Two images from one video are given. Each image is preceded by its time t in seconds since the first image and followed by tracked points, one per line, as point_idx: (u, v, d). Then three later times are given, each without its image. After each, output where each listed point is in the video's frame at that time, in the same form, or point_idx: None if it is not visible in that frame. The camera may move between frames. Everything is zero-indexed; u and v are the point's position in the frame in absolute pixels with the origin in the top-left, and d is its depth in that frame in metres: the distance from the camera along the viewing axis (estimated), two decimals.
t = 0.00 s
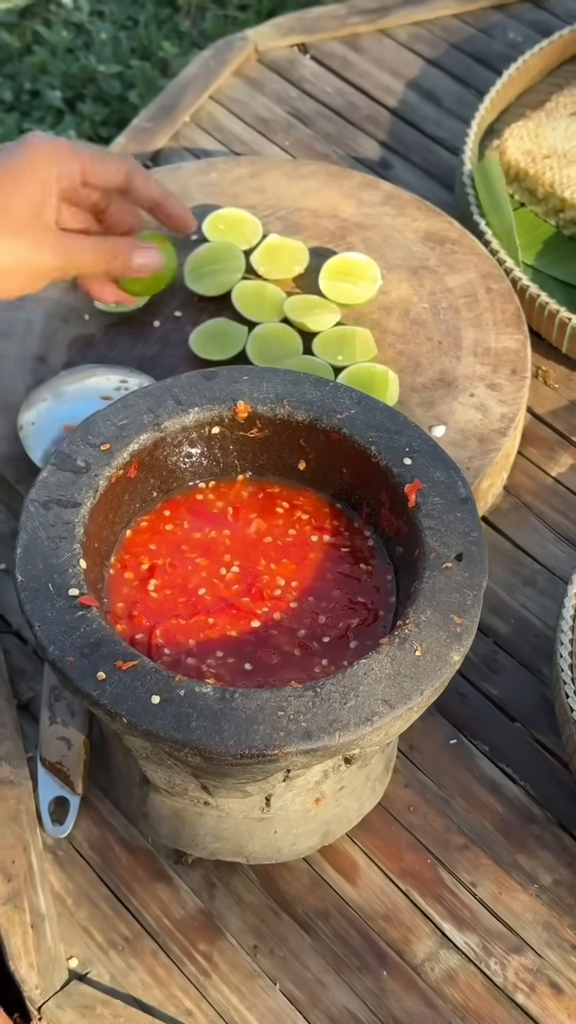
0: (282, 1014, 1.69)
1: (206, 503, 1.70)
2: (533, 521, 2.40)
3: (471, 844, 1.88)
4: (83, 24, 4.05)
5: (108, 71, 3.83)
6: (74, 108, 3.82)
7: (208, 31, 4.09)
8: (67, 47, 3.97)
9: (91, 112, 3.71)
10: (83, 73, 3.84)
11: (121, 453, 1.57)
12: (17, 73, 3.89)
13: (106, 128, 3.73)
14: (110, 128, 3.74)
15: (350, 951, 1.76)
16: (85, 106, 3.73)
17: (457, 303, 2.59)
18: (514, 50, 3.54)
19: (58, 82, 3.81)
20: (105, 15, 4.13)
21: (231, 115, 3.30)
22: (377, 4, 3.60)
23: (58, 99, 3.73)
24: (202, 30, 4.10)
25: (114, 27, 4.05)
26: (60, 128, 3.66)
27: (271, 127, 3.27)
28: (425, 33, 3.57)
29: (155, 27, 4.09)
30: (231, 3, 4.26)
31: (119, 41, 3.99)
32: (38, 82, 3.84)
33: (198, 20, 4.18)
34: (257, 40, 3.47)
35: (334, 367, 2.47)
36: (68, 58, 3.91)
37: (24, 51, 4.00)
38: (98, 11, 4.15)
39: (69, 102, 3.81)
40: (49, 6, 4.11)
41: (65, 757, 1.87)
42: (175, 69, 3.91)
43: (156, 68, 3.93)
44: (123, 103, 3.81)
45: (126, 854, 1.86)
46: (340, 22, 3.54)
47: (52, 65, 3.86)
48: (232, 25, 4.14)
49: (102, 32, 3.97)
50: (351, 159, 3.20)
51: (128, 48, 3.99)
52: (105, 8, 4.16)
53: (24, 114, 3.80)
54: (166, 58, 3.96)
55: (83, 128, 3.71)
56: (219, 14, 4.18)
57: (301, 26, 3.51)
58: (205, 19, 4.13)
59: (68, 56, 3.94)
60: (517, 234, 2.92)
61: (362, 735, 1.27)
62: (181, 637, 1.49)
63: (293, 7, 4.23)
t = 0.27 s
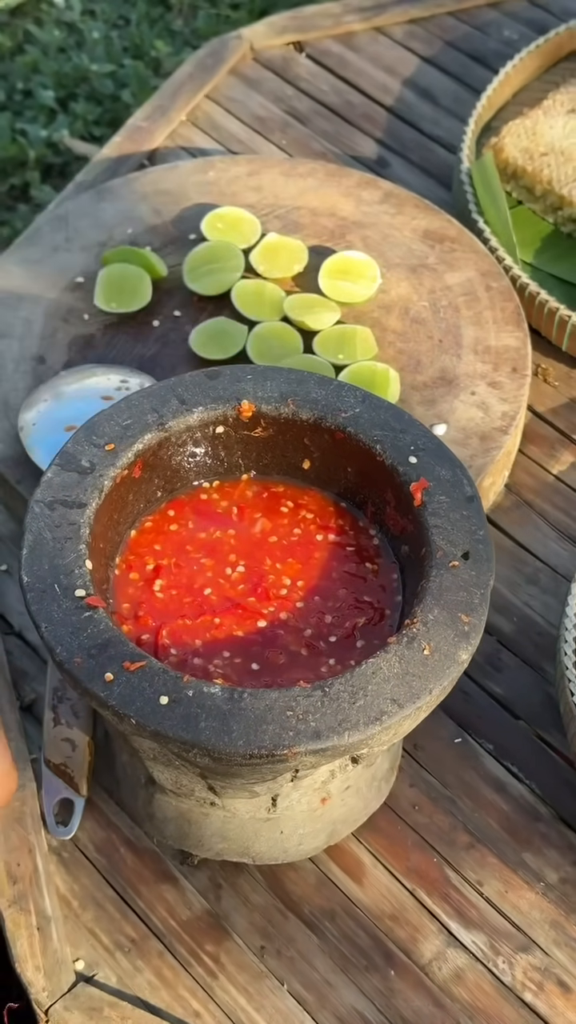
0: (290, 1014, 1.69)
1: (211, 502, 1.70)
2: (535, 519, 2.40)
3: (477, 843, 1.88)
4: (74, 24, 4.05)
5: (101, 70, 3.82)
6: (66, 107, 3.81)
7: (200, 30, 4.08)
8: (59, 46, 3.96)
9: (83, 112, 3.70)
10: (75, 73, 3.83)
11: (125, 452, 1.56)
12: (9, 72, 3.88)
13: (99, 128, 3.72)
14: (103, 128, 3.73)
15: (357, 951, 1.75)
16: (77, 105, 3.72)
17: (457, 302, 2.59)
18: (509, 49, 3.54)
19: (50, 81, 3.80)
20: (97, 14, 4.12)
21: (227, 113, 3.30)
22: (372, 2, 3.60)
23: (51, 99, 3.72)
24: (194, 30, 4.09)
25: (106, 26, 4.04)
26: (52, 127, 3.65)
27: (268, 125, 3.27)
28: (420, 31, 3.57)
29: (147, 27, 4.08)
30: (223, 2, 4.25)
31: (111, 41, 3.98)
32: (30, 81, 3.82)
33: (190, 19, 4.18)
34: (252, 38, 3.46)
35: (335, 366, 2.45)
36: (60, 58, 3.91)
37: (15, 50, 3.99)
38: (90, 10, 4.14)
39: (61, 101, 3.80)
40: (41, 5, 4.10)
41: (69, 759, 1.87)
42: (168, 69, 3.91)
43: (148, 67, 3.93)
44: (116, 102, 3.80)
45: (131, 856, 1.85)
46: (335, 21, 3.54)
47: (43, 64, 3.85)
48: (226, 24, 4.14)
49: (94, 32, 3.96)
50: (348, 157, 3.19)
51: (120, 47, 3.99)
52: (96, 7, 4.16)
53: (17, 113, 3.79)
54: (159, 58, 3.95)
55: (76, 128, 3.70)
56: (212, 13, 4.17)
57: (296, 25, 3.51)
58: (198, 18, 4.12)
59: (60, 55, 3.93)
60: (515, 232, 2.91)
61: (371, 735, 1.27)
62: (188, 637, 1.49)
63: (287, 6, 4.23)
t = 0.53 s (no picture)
0: (298, 1015, 1.68)
1: (215, 502, 1.69)
2: (537, 517, 2.39)
3: (483, 843, 1.87)
4: (66, 23, 4.04)
5: (93, 69, 3.81)
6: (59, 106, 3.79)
7: (192, 29, 4.07)
8: (51, 45, 3.95)
9: (76, 111, 3.69)
10: (67, 72, 3.82)
11: (129, 451, 1.55)
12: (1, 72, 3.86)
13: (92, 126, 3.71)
14: (96, 127, 3.72)
15: (364, 952, 1.75)
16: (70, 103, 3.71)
17: (457, 299, 2.58)
18: (506, 46, 3.53)
19: (42, 80, 3.79)
20: (89, 13, 4.11)
21: (223, 111, 3.29)
22: None
23: (43, 98, 3.71)
24: (186, 27, 4.08)
25: (98, 25, 4.03)
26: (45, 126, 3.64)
27: (264, 124, 3.26)
28: (415, 28, 3.56)
29: (139, 25, 4.07)
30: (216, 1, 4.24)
31: (103, 39, 3.97)
32: (22, 80, 3.81)
33: (182, 17, 4.17)
34: (248, 36, 3.45)
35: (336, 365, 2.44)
36: (52, 57, 3.89)
37: (7, 49, 3.98)
38: (82, 10, 4.13)
39: (54, 100, 3.79)
40: (32, 4, 4.09)
41: (73, 761, 1.86)
42: (161, 67, 3.90)
43: (141, 65, 3.92)
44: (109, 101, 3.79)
45: (136, 858, 1.84)
46: (331, 18, 3.53)
47: (36, 63, 3.84)
48: (218, 22, 4.12)
49: (86, 31, 3.95)
50: (346, 155, 3.19)
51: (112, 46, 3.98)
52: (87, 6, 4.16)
53: (9, 112, 3.77)
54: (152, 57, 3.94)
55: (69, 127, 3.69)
56: (205, 11, 4.16)
57: (291, 23, 3.50)
58: (190, 16, 4.11)
59: (52, 54, 3.92)
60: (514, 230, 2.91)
61: (380, 735, 1.26)
62: (194, 638, 1.48)
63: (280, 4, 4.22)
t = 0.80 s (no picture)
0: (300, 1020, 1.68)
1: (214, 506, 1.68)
2: (535, 518, 2.39)
3: (484, 845, 1.87)
4: (56, 24, 4.03)
5: (83, 69, 3.80)
6: (49, 107, 3.78)
7: (182, 29, 4.06)
8: (41, 45, 3.94)
9: (67, 112, 3.68)
10: (57, 72, 3.81)
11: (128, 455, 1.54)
12: None
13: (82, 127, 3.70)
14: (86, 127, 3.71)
15: (366, 956, 1.74)
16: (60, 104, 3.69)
17: (453, 300, 2.58)
18: (498, 45, 3.53)
19: (32, 81, 3.78)
20: (79, 14, 4.10)
21: (216, 112, 3.28)
22: None
23: (34, 98, 3.70)
24: (176, 27, 4.07)
25: (87, 25, 4.02)
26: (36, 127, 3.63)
27: (257, 124, 3.25)
28: (407, 28, 3.56)
29: (128, 25, 4.06)
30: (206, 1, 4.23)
31: (93, 40, 3.96)
32: (12, 80, 3.80)
33: (172, 17, 4.16)
34: (240, 36, 3.45)
35: (332, 366, 2.44)
36: (42, 57, 3.88)
37: None
38: (71, 10, 4.12)
39: (44, 100, 3.78)
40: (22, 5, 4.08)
41: (72, 766, 1.85)
42: (151, 67, 3.89)
43: (131, 65, 3.90)
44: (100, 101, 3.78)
45: (136, 863, 1.84)
46: (323, 19, 3.53)
47: (25, 63, 3.83)
48: (208, 22, 4.11)
49: (76, 31, 3.94)
50: (339, 155, 3.18)
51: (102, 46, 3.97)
52: (77, 7, 4.15)
53: None
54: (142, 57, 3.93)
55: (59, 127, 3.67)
56: (195, 11, 4.14)
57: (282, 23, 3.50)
58: (180, 16, 4.10)
59: (42, 54, 3.91)
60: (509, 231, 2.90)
61: (382, 739, 1.26)
62: (194, 642, 1.47)
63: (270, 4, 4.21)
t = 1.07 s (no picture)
0: None
1: (214, 508, 1.67)
2: (534, 518, 2.39)
3: (486, 847, 1.86)
4: (45, 24, 4.02)
5: (74, 70, 3.79)
6: (40, 108, 3.77)
7: (172, 28, 4.05)
8: (30, 46, 3.93)
9: (57, 112, 3.67)
10: (47, 72, 3.80)
11: (128, 457, 1.54)
12: None
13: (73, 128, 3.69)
14: (77, 128, 3.70)
15: (369, 959, 1.74)
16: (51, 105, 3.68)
17: (449, 300, 2.57)
18: (492, 44, 3.53)
19: (23, 82, 3.77)
20: (68, 14, 4.09)
21: (209, 112, 3.27)
22: None
23: (24, 99, 3.69)
24: (167, 26, 4.06)
25: (77, 26, 4.01)
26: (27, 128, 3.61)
27: (251, 124, 3.24)
28: (400, 27, 3.56)
29: (118, 25, 4.05)
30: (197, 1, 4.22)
31: (84, 40, 3.95)
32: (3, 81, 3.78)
33: (162, 17, 4.14)
34: (232, 35, 3.44)
35: (329, 366, 2.44)
36: (32, 58, 3.87)
37: None
38: (61, 11, 4.12)
39: (34, 101, 3.77)
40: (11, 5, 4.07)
41: (72, 771, 1.83)
42: (141, 66, 3.88)
43: (122, 65, 3.90)
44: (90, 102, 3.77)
45: (137, 867, 1.83)
46: (316, 18, 3.52)
47: (16, 63, 3.81)
48: (199, 21, 4.11)
49: (66, 32, 3.93)
50: (333, 155, 3.17)
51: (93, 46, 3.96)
52: (67, 7, 4.14)
53: None
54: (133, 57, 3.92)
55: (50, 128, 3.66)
56: (185, 11, 4.13)
57: (275, 23, 3.49)
58: (171, 16, 4.09)
59: (32, 55, 3.90)
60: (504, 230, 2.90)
61: (386, 742, 1.25)
62: (195, 646, 1.46)
63: (261, 3, 4.20)
